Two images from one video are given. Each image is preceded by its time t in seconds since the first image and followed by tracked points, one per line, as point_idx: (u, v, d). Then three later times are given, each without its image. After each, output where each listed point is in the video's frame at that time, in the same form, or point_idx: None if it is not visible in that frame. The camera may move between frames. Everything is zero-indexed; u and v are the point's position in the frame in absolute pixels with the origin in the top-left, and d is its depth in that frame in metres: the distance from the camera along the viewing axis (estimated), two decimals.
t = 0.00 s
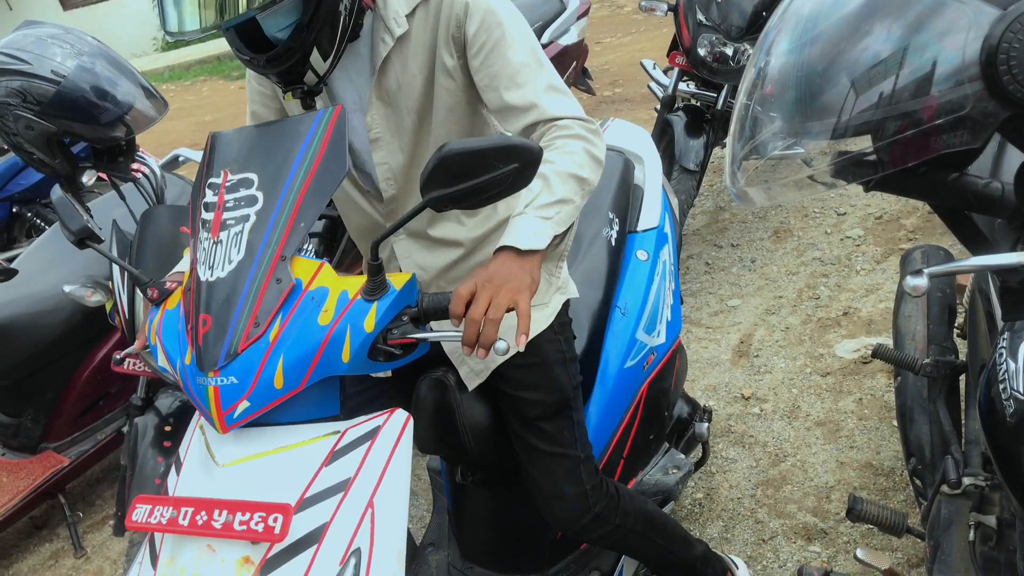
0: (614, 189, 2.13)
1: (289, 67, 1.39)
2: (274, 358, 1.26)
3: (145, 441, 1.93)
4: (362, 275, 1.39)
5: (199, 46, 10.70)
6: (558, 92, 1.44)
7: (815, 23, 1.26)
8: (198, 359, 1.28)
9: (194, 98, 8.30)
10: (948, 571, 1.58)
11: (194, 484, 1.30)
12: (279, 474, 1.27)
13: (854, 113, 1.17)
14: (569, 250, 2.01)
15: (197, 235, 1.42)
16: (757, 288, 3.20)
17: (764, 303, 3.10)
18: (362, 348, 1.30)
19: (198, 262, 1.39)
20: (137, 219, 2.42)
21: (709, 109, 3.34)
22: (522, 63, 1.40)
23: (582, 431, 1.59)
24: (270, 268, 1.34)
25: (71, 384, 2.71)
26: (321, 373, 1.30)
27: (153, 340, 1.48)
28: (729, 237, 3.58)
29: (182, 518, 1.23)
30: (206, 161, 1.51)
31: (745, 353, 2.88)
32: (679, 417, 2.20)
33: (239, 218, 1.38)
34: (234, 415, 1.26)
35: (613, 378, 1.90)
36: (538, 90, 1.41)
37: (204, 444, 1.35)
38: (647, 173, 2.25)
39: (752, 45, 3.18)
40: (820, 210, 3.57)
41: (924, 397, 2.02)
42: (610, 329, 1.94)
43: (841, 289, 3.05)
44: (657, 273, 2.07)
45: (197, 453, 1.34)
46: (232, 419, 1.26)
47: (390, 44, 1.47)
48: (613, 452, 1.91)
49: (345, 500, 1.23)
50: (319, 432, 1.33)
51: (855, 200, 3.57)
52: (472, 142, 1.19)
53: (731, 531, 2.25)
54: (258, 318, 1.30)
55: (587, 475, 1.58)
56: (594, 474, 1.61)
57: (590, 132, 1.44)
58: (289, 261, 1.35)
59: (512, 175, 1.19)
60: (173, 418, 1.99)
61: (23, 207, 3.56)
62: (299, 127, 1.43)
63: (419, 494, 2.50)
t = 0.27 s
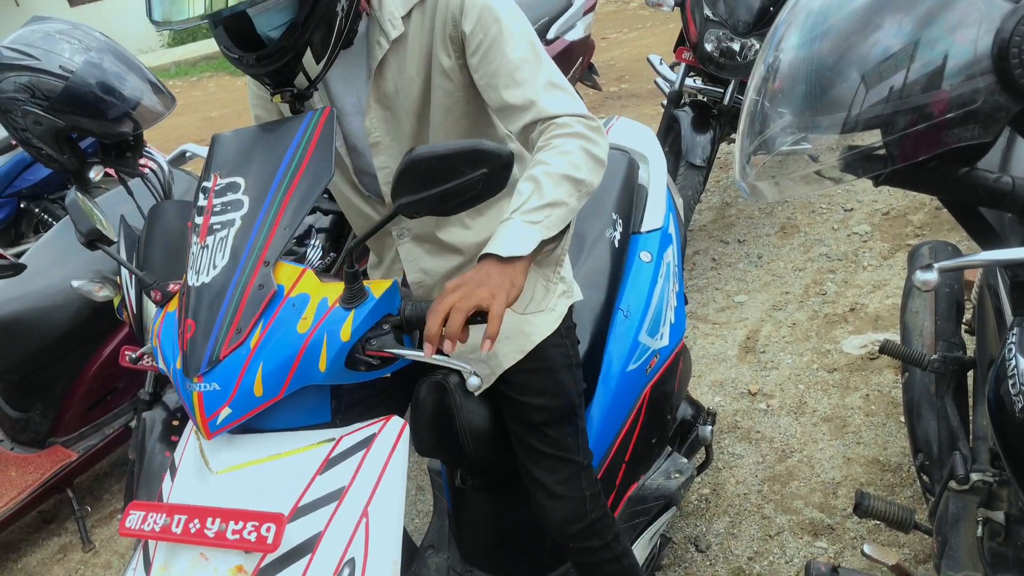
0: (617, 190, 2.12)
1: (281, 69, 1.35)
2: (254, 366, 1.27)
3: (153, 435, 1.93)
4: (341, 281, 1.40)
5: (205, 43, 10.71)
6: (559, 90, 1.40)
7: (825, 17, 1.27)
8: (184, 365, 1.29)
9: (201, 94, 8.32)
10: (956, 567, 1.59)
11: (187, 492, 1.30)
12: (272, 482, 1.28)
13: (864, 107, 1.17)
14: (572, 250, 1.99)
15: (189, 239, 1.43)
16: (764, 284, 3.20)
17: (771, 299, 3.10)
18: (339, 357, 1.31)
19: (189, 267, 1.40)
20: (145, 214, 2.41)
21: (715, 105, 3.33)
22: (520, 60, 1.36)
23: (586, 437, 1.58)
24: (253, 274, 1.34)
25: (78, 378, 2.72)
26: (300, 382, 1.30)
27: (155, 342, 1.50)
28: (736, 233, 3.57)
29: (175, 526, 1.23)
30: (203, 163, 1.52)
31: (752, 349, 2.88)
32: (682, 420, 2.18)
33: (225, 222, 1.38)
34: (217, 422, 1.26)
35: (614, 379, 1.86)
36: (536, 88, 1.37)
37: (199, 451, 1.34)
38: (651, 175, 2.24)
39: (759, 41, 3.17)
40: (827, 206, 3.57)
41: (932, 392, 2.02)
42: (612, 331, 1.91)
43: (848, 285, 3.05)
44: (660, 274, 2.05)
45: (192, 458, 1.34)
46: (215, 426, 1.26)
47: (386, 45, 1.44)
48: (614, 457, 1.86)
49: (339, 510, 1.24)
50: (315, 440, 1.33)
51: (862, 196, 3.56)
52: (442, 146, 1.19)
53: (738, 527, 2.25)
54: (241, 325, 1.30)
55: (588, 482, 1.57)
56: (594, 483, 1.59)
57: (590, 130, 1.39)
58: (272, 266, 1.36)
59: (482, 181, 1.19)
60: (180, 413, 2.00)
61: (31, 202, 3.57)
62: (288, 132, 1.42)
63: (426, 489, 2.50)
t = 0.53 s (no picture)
0: (607, 208, 2.07)
1: (262, 42, 1.27)
2: (200, 406, 1.26)
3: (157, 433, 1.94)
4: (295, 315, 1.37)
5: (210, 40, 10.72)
6: (543, 93, 1.31)
7: (829, 13, 1.26)
8: (130, 403, 1.28)
9: (206, 91, 8.33)
10: (960, 564, 1.58)
11: (139, 539, 1.30)
12: (223, 528, 1.26)
13: (867, 104, 1.16)
14: (558, 272, 1.93)
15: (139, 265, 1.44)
16: (768, 281, 3.19)
17: (776, 296, 3.09)
18: (289, 398, 1.28)
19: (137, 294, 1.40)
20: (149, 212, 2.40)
21: (720, 102, 3.32)
22: (510, 56, 1.30)
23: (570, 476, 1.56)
24: (202, 305, 1.34)
25: (84, 375, 2.73)
26: (247, 423, 1.28)
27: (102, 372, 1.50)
28: (740, 230, 3.56)
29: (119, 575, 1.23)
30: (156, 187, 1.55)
31: (756, 346, 2.88)
32: (671, 446, 2.09)
33: (176, 247, 1.40)
34: (162, 463, 1.25)
35: (602, 403, 1.82)
36: (520, 87, 1.29)
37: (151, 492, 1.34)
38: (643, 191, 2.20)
39: (764, 37, 3.16)
40: (832, 203, 3.56)
41: (936, 390, 2.01)
42: (600, 356, 1.86)
43: (853, 283, 3.04)
44: (650, 297, 2.00)
45: (142, 506, 1.34)
46: (161, 467, 1.25)
47: (386, 28, 1.39)
48: (600, 487, 1.82)
49: (295, 563, 1.21)
50: (273, 484, 1.32)
51: (868, 192, 3.55)
52: (392, 175, 1.16)
53: (741, 525, 2.25)
54: (188, 359, 1.29)
55: (573, 523, 1.55)
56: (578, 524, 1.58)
57: (569, 143, 1.30)
58: (223, 296, 1.37)
59: (441, 212, 1.16)
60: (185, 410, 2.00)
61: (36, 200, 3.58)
62: (248, 148, 1.50)
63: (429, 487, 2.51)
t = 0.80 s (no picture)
0: (607, 202, 2.07)
1: (208, 61, 1.29)
2: (209, 403, 1.26)
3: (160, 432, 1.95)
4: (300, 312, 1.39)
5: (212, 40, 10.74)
6: (558, 100, 1.32)
7: (828, 14, 1.26)
8: (141, 402, 1.29)
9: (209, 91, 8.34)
10: (962, 563, 1.56)
11: (153, 533, 1.29)
12: (236, 521, 1.26)
13: (867, 104, 1.17)
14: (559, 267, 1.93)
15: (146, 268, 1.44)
16: (770, 280, 3.19)
17: (778, 295, 3.09)
18: (295, 393, 1.29)
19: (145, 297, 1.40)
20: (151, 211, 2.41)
21: (721, 101, 3.32)
22: (514, 65, 1.29)
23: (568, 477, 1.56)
24: (209, 305, 1.35)
25: (88, 374, 2.75)
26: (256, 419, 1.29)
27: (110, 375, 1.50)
28: (742, 229, 3.56)
29: (135, 569, 1.21)
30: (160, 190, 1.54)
31: (758, 345, 2.88)
32: (676, 438, 2.09)
33: (182, 249, 1.40)
34: (174, 459, 1.26)
35: (603, 396, 1.82)
36: (532, 97, 1.29)
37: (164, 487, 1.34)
38: (643, 185, 2.20)
39: (765, 36, 3.16)
40: (834, 202, 3.56)
41: (938, 388, 2.02)
42: (600, 350, 1.87)
43: (854, 281, 3.04)
44: (651, 290, 2.00)
45: (155, 499, 1.34)
46: (174, 463, 1.26)
47: (371, 44, 1.38)
48: (602, 482, 1.81)
49: (305, 552, 1.21)
50: (281, 478, 1.32)
51: (870, 191, 3.55)
52: (390, 174, 1.17)
53: (744, 524, 2.25)
54: (196, 359, 1.30)
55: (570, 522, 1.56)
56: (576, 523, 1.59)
57: (582, 151, 1.31)
58: (228, 296, 1.38)
59: (436, 211, 1.16)
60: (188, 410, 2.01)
61: (39, 200, 3.60)
62: (250, 149, 1.49)
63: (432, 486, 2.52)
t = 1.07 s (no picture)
0: (609, 202, 2.07)
1: (232, 55, 1.30)
2: (213, 395, 1.26)
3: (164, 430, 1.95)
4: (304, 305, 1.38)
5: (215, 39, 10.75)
6: (552, 89, 1.31)
7: (835, 13, 1.27)
8: (146, 394, 1.29)
9: (212, 90, 8.35)
10: (966, 561, 1.58)
11: (156, 525, 1.30)
12: (239, 512, 1.27)
13: (875, 101, 1.17)
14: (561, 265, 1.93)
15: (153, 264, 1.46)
16: (774, 279, 3.19)
17: (782, 294, 3.09)
18: (299, 384, 1.29)
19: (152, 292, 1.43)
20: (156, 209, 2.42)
21: (725, 100, 3.32)
22: (508, 56, 1.28)
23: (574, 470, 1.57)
24: (213, 298, 1.35)
25: (92, 373, 2.75)
26: (260, 410, 1.29)
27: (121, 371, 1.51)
28: (746, 228, 3.56)
29: (139, 560, 1.21)
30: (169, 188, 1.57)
31: (762, 344, 2.88)
32: (678, 437, 2.10)
33: (186, 244, 1.42)
34: (178, 451, 1.26)
35: (607, 394, 1.82)
36: (525, 86, 1.28)
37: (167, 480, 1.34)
38: (645, 185, 2.21)
39: (769, 35, 3.16)
40: (838, 201, 3.56)
41: (943, 387, 2.02)
42: (602, 348, 1.87)
43: (859, 280, 3.04)
44: (653, 288, 2.01)
45: (159, 493, 1.35)
46: (178, 455, 1.26)
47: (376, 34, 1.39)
48: (606, 478, 1.81)
49: (308, 543, 1.22)
50: (283, 469, 1.32)
51: (874, 190, 3.54)
52: (394, 166, 1.17)
53: (748, 523, 2.25)
54: (200, 350, 1.30)
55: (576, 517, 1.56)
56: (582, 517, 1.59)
57: (575, 140, 1.30)
58: (233, 288, 1.37)
59: (439, 202, 1.16)
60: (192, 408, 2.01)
61: (43, 198, 3.61)
62: (255, 145, 1.50)
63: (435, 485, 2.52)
